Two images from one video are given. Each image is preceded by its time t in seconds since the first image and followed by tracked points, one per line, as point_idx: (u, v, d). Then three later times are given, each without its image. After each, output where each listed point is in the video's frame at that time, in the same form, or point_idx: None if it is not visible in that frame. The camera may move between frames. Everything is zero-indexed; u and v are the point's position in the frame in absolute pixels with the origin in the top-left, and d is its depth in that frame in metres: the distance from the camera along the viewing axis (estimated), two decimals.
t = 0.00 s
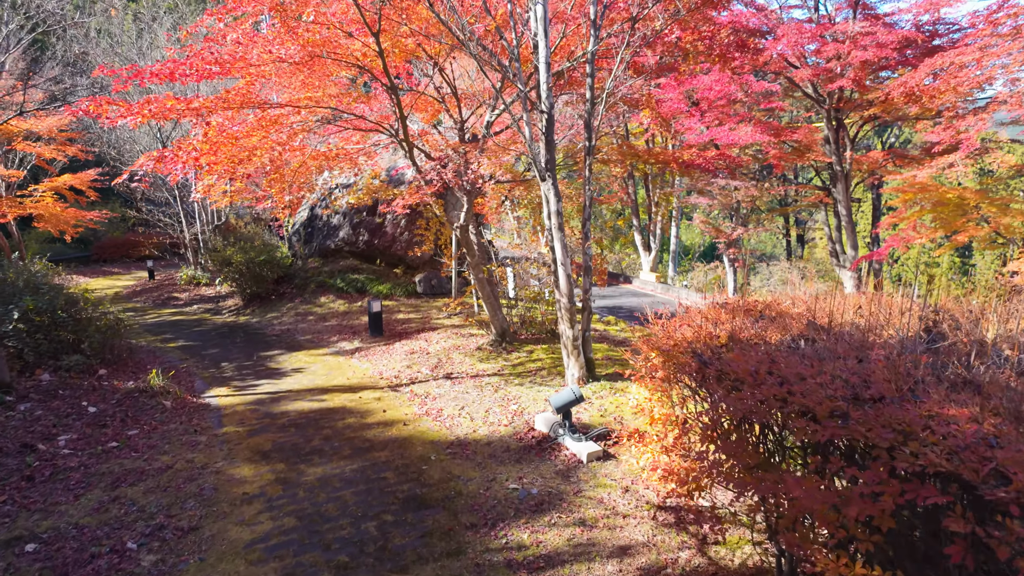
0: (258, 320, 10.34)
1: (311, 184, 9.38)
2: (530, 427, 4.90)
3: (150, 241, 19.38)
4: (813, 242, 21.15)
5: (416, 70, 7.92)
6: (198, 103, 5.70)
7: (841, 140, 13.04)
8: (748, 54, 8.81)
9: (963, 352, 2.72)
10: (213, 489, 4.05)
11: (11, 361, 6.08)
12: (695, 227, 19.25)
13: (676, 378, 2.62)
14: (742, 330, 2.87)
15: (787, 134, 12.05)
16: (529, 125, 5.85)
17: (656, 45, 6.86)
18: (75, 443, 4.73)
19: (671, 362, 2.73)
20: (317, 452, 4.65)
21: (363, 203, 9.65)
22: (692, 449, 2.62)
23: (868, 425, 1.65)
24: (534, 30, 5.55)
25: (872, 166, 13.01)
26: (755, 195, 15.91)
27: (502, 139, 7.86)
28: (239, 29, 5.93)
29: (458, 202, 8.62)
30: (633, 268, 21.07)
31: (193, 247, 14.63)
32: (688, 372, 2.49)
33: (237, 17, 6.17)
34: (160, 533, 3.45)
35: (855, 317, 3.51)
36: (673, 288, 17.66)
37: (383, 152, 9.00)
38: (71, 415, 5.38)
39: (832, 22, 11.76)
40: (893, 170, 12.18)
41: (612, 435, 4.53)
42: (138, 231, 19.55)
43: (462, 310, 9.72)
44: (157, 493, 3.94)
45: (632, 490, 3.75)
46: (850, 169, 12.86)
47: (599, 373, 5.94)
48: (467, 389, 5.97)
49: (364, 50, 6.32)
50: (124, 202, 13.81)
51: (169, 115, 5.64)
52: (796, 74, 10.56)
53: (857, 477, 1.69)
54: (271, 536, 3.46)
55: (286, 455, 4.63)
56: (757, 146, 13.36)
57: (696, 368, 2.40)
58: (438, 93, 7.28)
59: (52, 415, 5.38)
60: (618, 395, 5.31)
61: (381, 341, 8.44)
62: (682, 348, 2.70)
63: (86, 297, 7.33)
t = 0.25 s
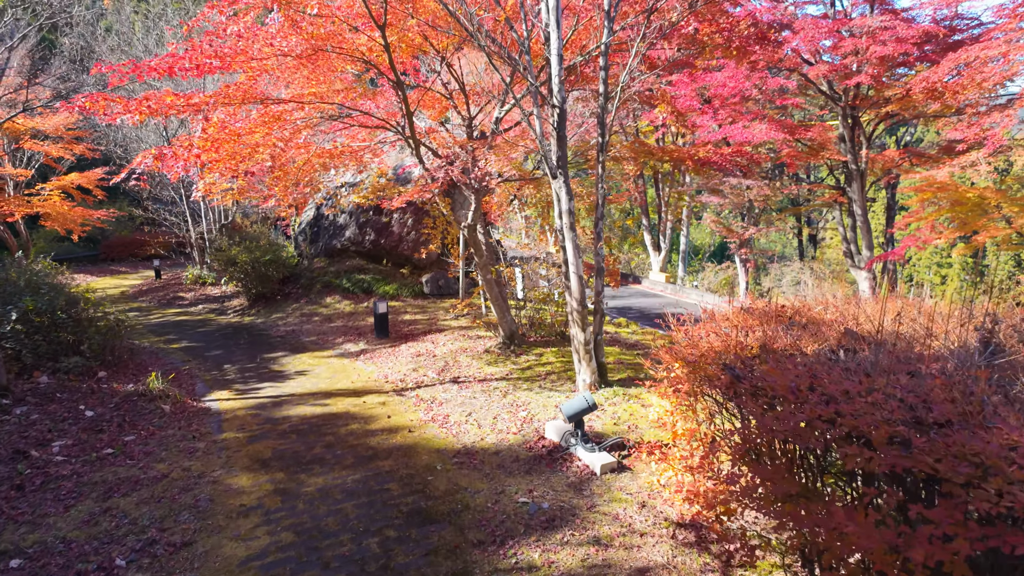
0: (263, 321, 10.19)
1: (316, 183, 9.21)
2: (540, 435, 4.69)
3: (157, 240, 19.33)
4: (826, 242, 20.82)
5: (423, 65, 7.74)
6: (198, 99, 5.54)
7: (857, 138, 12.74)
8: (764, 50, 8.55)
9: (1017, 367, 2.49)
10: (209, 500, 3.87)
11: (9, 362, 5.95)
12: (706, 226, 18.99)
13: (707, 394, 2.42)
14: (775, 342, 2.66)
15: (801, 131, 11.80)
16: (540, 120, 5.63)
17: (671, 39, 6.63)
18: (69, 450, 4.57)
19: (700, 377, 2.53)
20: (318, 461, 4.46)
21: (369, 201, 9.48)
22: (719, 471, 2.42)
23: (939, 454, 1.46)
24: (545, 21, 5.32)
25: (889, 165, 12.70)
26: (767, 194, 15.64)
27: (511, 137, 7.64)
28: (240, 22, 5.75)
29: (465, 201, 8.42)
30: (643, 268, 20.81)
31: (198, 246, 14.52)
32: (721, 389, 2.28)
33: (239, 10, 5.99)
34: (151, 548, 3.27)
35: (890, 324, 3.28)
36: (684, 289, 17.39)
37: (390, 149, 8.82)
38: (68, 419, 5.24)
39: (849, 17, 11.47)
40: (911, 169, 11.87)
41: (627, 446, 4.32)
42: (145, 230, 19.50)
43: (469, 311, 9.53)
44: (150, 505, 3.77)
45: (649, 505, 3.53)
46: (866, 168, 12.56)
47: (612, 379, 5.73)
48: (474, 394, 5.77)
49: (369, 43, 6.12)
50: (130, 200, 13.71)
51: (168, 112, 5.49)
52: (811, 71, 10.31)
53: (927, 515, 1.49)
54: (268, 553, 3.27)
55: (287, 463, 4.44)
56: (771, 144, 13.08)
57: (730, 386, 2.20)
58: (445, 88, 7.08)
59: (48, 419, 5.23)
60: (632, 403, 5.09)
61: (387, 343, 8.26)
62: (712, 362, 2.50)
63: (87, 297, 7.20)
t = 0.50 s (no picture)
0: (269, 320, 10.01)
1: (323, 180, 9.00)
2: (553, 444, 4.43)
3: (167, 238, 19.28)
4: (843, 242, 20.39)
5: (432, 57, 7.49)
6: (199, 91, 5.29)
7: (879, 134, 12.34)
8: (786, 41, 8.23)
9: None
10: (204, 513, 3.65)
11: (6, 363, 5.78)
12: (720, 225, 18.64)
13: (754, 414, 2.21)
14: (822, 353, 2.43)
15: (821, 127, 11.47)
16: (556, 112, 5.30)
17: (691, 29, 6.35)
18: (62, 456, 4.38)
19: (740, 392, 2.31)
20: (319, 470, 4.23)
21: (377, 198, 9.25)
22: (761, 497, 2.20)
23: None
24: (561, 7, 5.02)
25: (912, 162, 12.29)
26: (784, 192, 15.28)
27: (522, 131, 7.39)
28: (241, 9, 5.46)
29: (476, 197, 8.19)
30: (655, 268, 20.48)
31: (206, 245, 14.38)
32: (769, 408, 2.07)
33: None
34: (138, 567, 3.05)
35: (938, 332, 3.00)
36: (699, 289, 17.05)
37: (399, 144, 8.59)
38: (63, 422, 5.05)
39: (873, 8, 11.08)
40: (937, 165, 11.46)
41: (647, 458, 4.04)
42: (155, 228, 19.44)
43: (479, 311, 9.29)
44: (140, 518, 3.55)
45: (672, 525, 3.27)
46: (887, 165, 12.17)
47: (628, 384, 5.45)
48: (484, 399, 5.52)
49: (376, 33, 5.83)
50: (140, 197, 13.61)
51: (167, 105, 5.23)
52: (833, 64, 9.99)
53: None
54: (262, 573, 3.05)
55: (287, 472, 4.22)
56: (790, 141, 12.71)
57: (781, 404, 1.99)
58: (455, 80, 6.84)
59: (43, 422, 5.04)
60: (651, 411, 4.83)
61: (395, 344, 8.04)
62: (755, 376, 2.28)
63: (88, 296, 7.04)
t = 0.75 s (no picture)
0: (279, 321, 9.87)
1: (334, 179, 8.83)
2: (570, 459, 4.19)
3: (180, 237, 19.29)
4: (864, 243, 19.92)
5: (445, 53, 7.29)
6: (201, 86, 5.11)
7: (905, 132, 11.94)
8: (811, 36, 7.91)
9: None
10: (201, 531, 3.45)
11: (8, 366, 5.65)
12: (737, 226, 18.27)
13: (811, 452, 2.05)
14: (881, 381, 2.23)
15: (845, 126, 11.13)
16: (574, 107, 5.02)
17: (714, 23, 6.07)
18: (59, 466, 4.21)
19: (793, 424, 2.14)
20: (324, 484, 4.02)
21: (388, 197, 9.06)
22: (813, 540, 1.99)
23: None
24: None
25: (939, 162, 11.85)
26: (804, 192, 14.90)
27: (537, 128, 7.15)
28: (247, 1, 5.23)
29: (489, 197, 7.97)
30: (671, 268, 20.14)
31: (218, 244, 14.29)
32: (832, 447, 1.88)
33: None
34: None
35: (998, 349, 2.72)
36: (715, 291, 16.70)
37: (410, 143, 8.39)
38: (63, 429, 4.89)
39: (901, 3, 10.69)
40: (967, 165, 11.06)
41: (670, 476, 3.80)
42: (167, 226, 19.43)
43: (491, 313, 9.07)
44: (134, 536, 3.36)
45: (701, 553, 3.02)
46: (912, 165, 11.70)
47: (648, 394, 5.20)
48: (497, 408, 5.29)
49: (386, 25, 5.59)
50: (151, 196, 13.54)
51: (170, 101, 5.01)
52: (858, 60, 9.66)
53: None
54: None
55: (290, 486, 4.02)
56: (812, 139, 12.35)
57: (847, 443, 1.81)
58: (468, 76, 6.62)
59: (43, 429, 4.88)
60: (673, 424, 4.58)
61: (406, 347, 7.84)
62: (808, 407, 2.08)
63: (93, 298, 6.90)
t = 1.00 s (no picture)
0: (289, 320, 9.68)
1: (345, 174, 8.61)
2: (591, 472, 3.92)
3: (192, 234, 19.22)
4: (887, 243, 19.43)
5: (459, 44, 7.04)
6: (202, 72, 4.88)
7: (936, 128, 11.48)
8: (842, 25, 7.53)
9: None
10: (196, 546, 3.22)
11: (8, 365, 5.47)
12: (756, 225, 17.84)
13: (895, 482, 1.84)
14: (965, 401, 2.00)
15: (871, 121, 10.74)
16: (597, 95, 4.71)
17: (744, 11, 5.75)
18: (52, 472, 4.00)
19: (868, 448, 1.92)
20: (329, 496, 3.78)
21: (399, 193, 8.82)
22: None
23: None
24: None
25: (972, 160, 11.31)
26: (827, 190, 14.47)
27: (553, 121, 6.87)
28: None
29: (503, 192, 7.71)
30: (687, 267, 19.76)
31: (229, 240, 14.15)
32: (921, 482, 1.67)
33: None
34: None
35: None
36: (733, 291, 16.32)
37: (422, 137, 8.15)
38: (61, 432, 4.70)
39: None
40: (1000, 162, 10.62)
41: (701, 493, 3.52)
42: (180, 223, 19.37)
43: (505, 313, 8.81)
44: (125, 551, 3.14)
45: None
46: (943, 163, 11.05)
47: (672, 401, 4.91)
48: (512, 414, 5.02)
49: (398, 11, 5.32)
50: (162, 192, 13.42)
51: (170, 88, 4.77)
52: (887, 52, 9.33)
53: None
54: None
55: (294, 497, 3.78)
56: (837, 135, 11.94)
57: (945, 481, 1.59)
58: (482, 66, 6.36)
59: (40, 431, 4.69)
60: (700, 434, 4.34)
61: (417, 348, 7.61)
62: (890, 433, 1.88)
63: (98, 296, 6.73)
